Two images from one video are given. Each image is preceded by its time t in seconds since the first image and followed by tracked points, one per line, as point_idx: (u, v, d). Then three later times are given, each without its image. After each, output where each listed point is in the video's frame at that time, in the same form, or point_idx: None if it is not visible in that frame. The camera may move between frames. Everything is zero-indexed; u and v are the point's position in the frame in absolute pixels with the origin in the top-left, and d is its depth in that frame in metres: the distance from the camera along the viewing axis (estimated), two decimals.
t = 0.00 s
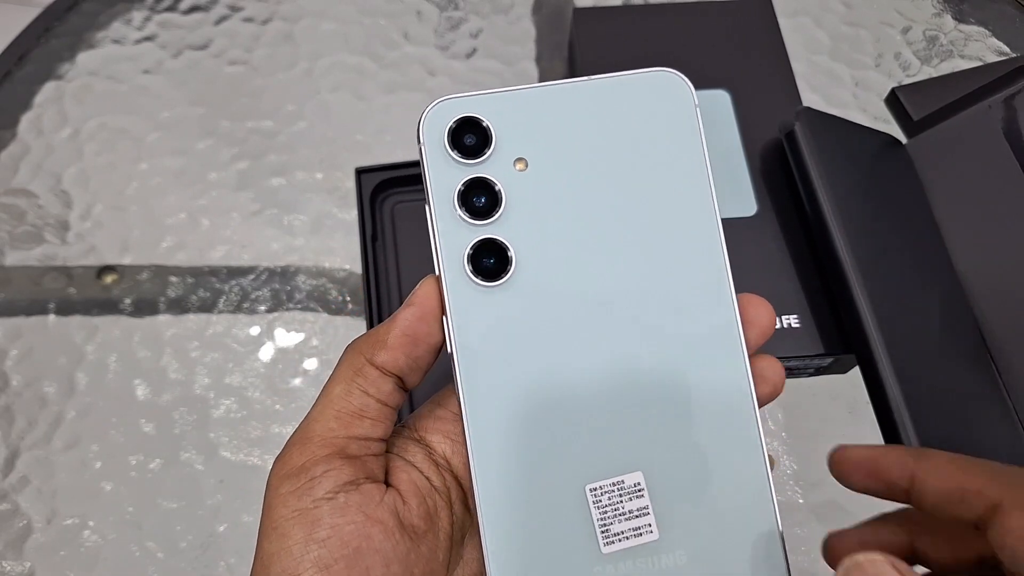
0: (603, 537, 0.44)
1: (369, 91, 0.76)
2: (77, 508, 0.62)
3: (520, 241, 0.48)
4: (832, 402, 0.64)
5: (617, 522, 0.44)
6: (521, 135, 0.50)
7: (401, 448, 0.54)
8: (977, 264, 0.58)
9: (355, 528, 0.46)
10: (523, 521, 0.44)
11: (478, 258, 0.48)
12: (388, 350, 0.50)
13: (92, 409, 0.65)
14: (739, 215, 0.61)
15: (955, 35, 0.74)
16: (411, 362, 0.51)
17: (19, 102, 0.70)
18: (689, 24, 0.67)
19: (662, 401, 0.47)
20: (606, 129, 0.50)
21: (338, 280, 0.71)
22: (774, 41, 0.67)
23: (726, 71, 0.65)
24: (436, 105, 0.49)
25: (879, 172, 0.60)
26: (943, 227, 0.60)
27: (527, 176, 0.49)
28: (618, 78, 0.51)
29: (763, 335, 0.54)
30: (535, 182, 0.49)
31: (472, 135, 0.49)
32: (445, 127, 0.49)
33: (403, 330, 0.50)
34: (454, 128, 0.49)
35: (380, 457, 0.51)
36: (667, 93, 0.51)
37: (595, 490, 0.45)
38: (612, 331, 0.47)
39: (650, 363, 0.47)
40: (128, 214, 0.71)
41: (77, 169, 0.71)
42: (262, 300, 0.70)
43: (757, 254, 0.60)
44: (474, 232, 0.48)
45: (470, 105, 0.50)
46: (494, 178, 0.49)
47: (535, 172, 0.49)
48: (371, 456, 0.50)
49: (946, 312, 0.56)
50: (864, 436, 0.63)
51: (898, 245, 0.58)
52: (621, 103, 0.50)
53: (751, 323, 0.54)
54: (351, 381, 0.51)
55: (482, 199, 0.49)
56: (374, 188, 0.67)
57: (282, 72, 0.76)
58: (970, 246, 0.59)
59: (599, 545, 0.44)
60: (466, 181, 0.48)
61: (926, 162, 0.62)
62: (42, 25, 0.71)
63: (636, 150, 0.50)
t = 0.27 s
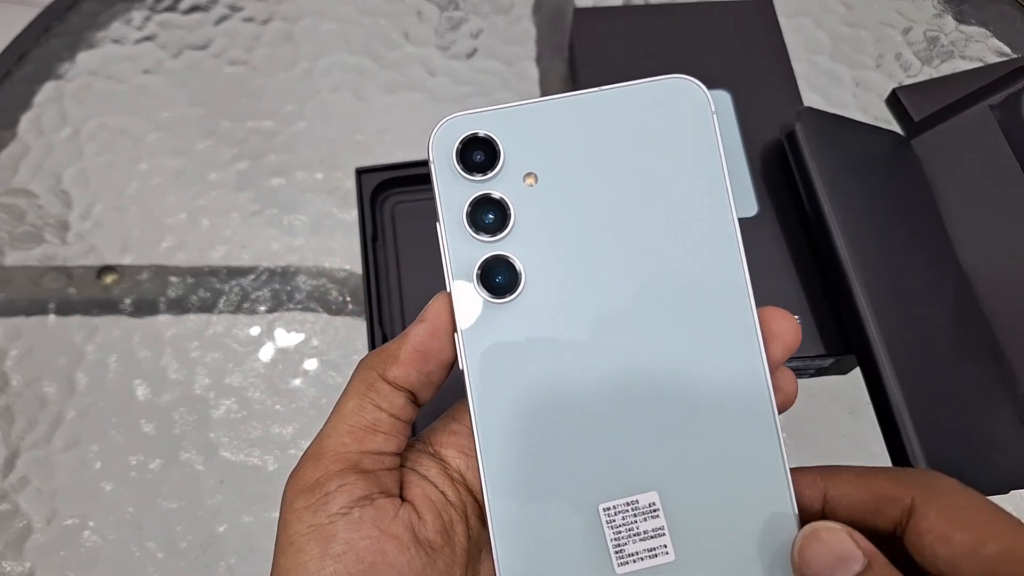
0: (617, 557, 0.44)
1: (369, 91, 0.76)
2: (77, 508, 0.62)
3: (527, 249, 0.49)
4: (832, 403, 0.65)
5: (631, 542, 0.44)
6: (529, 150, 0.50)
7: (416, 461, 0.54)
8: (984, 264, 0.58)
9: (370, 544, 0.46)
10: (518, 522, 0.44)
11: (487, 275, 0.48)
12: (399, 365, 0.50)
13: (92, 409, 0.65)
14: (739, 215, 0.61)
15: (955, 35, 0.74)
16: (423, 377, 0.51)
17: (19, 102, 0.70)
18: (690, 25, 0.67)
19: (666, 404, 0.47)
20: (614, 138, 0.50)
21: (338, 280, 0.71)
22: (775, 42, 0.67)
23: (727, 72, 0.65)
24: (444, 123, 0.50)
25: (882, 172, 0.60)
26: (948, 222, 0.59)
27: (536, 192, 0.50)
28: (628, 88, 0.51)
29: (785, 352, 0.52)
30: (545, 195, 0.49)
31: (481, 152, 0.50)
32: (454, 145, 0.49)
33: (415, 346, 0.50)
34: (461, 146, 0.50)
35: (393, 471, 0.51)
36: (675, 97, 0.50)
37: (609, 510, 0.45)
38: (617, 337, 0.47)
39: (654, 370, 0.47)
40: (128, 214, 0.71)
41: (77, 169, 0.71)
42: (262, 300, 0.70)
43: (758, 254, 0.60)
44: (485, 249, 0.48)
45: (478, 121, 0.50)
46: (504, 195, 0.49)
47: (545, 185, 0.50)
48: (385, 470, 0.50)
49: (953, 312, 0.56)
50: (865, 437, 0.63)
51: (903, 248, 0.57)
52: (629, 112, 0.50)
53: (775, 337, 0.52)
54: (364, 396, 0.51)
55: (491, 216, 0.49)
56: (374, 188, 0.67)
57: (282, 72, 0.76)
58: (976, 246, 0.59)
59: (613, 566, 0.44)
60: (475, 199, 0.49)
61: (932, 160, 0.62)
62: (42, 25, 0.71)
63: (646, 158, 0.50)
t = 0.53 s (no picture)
0: (623, 554, 0.44)
1: (369, 91, 0.76)
2: (77, 508, 0.62)
3: (533, 250, 0.49)
4: (832, 402, 0.65)
5: (636, 539, 0.44)
6: (540, 152, 0.50)
7: (426, 457, 0.54)
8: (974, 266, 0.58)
9: (381, 537, 0.46)
10: (519, 523, 0.44)
11: (498, 275, 0.48)
12: (409, 362, 0.50)
13: (92, 409, 0.65)
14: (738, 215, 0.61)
15: (954, 35, 0.74)
16: (433, 375, 0.51)
17: (19, 102, 0.70)
18: (690, 24, 0.67)
19: (668, 407, 0.47)
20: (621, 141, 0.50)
21: (338, 280, 0.71)
22: (775, 41, 0.67)
23: (727, 71, 0.65)
24: (459, 124, 0.50)
25: (881, 174, 0.60)
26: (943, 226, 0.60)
27: (547, 193, 0.50)
28: (638, 91, 0.51)
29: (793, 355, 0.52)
30: (555, 198, 0.49)
31: (493, 154, 0.50)
32: (467, 146, 0.50)
33: (426, 344, 0.50)
34: (475, 146, 0.50)
35: (404, 467, 0.51)
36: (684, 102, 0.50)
37: (615, 507, 0.45)
38: (621, 340, 0.47)
39: (658, 372, 0.47)
40: (128, 214, 0.71)
41: (77, 169, 0.71)
42: (262, 300, 0.70)
43: (758, 253, 0.60)
44: (496, 250, 0.49)
45: (491, 123, 0.50)
46: (517, 198, 0.49)
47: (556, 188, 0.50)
48: (395, 466, 0.50)
49: (950, 312, 0.56)
50: (865, 436, 0.63)
51: (904, 249, 0.58)
52: (637, 116, 0.50)
53: (784, 340, 0.52)
54: (375, 392, 0.51)
55: (503, 217, 0.49)
56: (374, 188, 0.67)
57: (282, 72, 0.76)
58: (971, 247, 0.59)
59: (618, 562, 0.44)
60: (487, 200, 0.49)
61: (924, 162, 0.62)
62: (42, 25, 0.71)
63: (652, 162, 0.50)
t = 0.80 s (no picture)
0: (624, 534, 0.44)
1: (369, 91, 0.76)
2: (77, 508, 0.62)
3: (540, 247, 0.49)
4: (832, 403, 0.65)
5: (637, 520, 0.44)
6: (546, 143, 0.50)
7: (431, 442, 0.54)
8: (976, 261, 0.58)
9: (388, 518, 0.47)
10: (525, 521, 0.44)
11: (504, 263, 0.48)
12: (417, 350, 0.51)
13: (92, 409, 0.65)
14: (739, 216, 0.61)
15: (955, 35, 0.74)
16: (440, 363, 0.51)
17: (19, 101, 0.70)
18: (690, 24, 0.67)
19: (670, 405, 0.46)
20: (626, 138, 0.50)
21: (338, 280, 0.71)
22: (776, 41, 0.67)
23: (727, 71, 0.65)
24: (467, 115, 0.50)
25: (882, 173, 0.60)
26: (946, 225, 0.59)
27: (553, 185, 0.50)
28: (644, 87, 0.51)
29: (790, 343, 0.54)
30: (559, 189, 0.50)
31: (500, 145, 0.50)
32: (475, 135, 0.50)
33: (433, 331, 0.50)
34: (483, 137, 0.50)
35: (410, 451, 0.51)
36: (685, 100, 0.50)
37: (617, 489, 0.45)
38: (625, 337, 0.47)
39: (661, 369, 0.47)
40: (128, 214, 0.71)
41: (77, 169, 0.71)
42: (262, 300, 0.70)
43: (758, 254, 0.60)
44: (500, 239, 0.49)
45: (499, 115, 0.50)
46: (523, 187, 0.50)
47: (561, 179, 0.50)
48: (403, 450, 0.51)
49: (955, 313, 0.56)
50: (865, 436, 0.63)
51: (906, 248, 0.58)
52: (643, 113, 0.50)
53: (779, 328, 0.54)
54: (383, 378, 0.51)
55: (508, 207, 0.49)
56: (374, 188, 0.67)
57: (282, 72, 0.76)
58: (975, 246, 0.58)
59: (620, 544, 0.44)
60: (493, 190, 0.49)
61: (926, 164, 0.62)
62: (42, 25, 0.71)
63: (655, 159, 0.50)
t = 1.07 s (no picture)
0: (606, 503, 0.44)
1: (369, 91, 0.76)
2: (78, 508, 0.62)
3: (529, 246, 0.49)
4: (832, 403, 0.64)
5: (618, 489, 0.45)
6: (527, 136, 0.50)
7: (416, 423, 0.55)
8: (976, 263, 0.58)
9: (378, 492, 0.48)
10: (519, 515, 0.44)
11: (489, 247, 0.48)
12: (409, 333, 0.52)
13: (92, 408, 0.65)
14: (738, 215, 0.61)
15: (955, 35, 0.74)
16: (430, 344, 0.53)
17: (19, 101, 0.70)
18: (689, 24, 0.67)
19: (660, 402, 0.47)
20: (610, 136, 0.50)
21: (338, 280, 0.71)
22: (774, 41, 0.67)
23: (726, 71, 0.65)
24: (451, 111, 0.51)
25: (878, 173, 0.60)
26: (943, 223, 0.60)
27: (535, 176, 0.50)
28: (626, 85, 0.51)
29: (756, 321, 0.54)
30: (542, 180, 0.50)
31: (483, 139, 0.50)
32: (459, 130, 0.50)
33: (423, 314, 0.52)
34: (466, 132, 0.50)
35: (400, 430, 0.52)
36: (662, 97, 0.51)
37: (598, 460, 0.45)
38: (611, 333, 0.47)
39: (647, 363, 0.47)
40: (128, 214, 0.71)
41: (77, 169, 0.71)
42: (262, 300, 0.70)
43: (758, 254, 0.60)
44: (484, 226, 0.49)
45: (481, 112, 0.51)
46: (504, 177, 0.50)
47: (542, 170, 0.50)
48: (392, 429, 0.52)
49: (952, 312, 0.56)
50: (865, 437, 0.63)
51: (902, 247, 0.58)
52: (625, 110, 0.51)
53: (746, 309, 0.54)
54: (374, 360, 0.52)
55: (492, 195, 0.49)
56: (374, 188, 0.67)
57: (282, 72, 0.76)
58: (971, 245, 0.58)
59: (601, 511, 0.44)
60: (476, 180, 0.49)
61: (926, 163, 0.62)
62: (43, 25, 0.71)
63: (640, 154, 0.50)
